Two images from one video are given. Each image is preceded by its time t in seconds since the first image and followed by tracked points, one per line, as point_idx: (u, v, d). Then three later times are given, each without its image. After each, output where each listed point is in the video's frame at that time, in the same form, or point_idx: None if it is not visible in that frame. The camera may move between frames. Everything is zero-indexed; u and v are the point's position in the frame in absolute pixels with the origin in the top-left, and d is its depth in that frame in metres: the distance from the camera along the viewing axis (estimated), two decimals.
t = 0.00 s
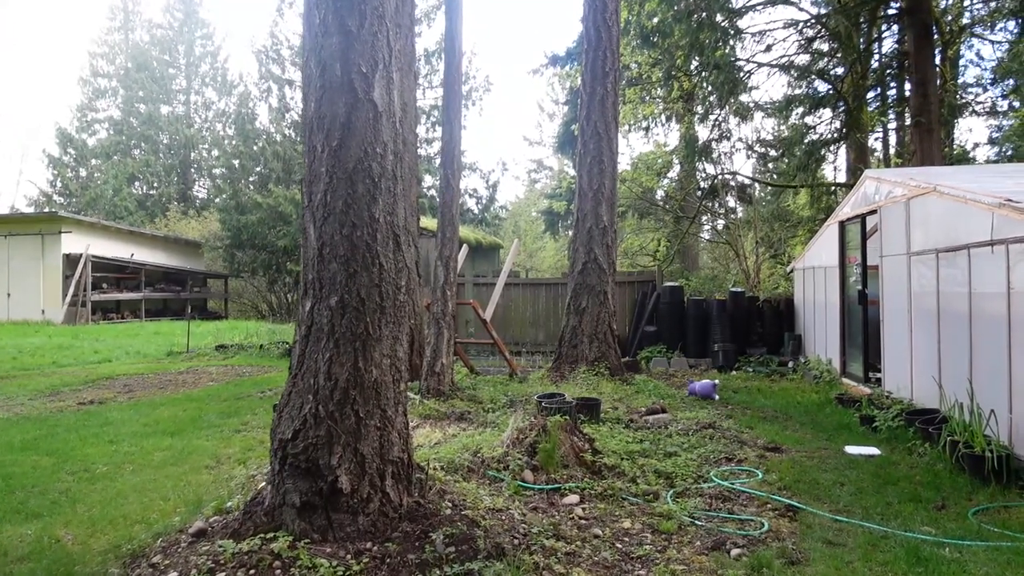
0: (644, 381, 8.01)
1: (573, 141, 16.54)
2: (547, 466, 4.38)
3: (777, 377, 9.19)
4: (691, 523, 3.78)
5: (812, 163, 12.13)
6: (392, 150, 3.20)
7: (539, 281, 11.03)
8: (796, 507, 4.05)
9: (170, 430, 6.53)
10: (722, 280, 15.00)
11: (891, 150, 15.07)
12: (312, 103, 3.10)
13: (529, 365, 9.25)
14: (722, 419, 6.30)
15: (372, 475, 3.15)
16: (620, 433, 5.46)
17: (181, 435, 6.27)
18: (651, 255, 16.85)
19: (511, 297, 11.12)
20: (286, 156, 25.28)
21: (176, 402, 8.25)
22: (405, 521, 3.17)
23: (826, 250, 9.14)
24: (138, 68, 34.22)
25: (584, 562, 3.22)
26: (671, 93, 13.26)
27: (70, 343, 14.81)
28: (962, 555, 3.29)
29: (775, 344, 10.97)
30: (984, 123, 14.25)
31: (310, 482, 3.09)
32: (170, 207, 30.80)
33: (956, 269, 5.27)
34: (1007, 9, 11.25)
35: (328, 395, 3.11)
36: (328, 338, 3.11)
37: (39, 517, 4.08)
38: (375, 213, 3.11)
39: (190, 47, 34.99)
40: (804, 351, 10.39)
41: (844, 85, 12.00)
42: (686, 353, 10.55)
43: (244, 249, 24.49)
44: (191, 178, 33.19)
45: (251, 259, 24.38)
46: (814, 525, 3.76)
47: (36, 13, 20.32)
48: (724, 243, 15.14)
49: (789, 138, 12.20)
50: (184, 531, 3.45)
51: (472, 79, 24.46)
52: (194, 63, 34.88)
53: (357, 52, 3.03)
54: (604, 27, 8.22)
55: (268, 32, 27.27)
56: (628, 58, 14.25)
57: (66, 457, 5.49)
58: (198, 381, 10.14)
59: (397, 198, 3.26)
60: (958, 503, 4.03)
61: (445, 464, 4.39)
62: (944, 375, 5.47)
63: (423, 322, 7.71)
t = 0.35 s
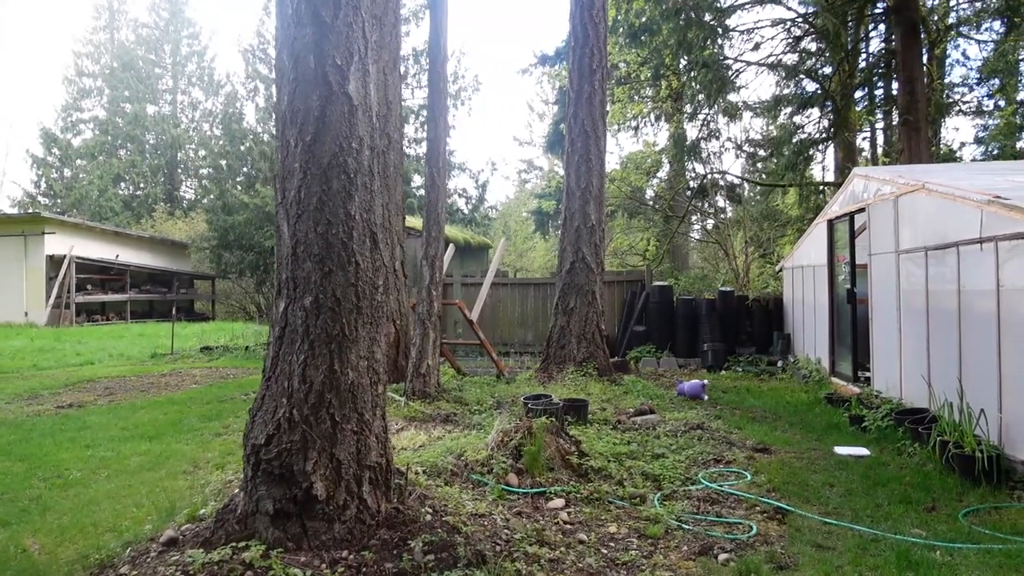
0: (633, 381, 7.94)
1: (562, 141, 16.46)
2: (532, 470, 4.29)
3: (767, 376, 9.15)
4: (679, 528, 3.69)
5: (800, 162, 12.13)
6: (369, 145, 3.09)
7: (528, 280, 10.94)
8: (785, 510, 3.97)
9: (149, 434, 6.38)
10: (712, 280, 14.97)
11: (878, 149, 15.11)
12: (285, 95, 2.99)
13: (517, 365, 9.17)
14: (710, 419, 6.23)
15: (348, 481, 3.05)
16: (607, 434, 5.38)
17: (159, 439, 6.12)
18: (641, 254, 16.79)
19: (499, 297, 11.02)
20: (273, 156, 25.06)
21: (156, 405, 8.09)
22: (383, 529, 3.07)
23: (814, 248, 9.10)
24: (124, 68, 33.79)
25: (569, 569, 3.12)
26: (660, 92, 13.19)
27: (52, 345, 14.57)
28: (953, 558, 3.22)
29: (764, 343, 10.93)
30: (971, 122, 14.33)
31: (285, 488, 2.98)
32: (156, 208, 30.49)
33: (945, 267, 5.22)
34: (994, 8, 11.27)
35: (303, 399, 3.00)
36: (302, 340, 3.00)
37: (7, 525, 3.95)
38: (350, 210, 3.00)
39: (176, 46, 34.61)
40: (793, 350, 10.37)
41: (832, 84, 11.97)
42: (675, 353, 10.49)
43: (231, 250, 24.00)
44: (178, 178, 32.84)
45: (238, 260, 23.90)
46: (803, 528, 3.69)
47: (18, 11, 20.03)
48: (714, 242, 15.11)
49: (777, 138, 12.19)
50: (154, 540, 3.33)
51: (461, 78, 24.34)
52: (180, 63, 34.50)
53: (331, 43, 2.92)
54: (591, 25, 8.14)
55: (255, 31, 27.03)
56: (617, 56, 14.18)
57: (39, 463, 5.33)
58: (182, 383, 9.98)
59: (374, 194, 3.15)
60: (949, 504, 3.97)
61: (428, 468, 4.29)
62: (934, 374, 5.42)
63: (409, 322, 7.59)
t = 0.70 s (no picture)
0: (622, 382, 7.84)
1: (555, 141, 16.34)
2: (512, 476, 4.18)
3: (759, 377, 9.06)
4: (661, 536, 3.58)
5: (794, 161, 12.02)
6: (335, 141, 2.97)
7: (519, 281, 10.83)
8: (770, 516, 3.87)
9: (127, 439, 6.25)
10: (705, 280, 14.89)
11: (872, 148, 15.04)
12: (247, 90, 2.86)
13: (506, 367, 9.06)
14: (699, 422, 6.13)
15: (314, 491, 2.94)
16: (593, 438, 5.27)
17: (137, 445, 6.00)
18: (634, 254, 16.66)
19: (489, 298, 10.90)
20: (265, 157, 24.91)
21: (138, 409, 7.96)
22: (350, 540, 2.96)
23: (806, 247, 9.00)
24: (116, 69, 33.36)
25: None
26: (653, 91, 13.05)
27: (38, 348, 14.40)
28: (941, 567, 3.12)
29: (756, 344, 10.83)
30: (964, 122, 14.32)
31: (247, 498, 2.87)
32: (149, 209, 30.30)
33: (936, 266, 5.12)
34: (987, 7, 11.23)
35: (266, 406, 2.88)
36: (265, 344, 2.88)
37: None
38: (315, 209, 2.88)
39: (168, 47, 34.33)
40: (786, 351, 10.28)
41: (824, 83, 11.88)
42: (667, 354, 10.38)
43: (222, 252, 24.72)
44: (171, 180, 32.44)
45: (231, 261, 24.65)
46: (788, 535, 3.58)
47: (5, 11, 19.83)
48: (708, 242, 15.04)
49: (771, 137, 12.02)
50: (115, 552, 3.21)
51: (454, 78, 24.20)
52: (173, 64, 34.21)
53: (293, 35, 2.80)
54: (578, 22, 8.04)
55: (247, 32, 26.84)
56: (610, 55, 14.02)
57: (11, 470, 5.20)
58: (167, 386, 9.84)
59: (341, 192, 3.03)
60: (938, 509, 3.87)
61: (405, 474, 4.17)
62: (925, 374, 5.32)
63: (394, 324, 7.47)
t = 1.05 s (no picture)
0: (613, 384, 7.74)
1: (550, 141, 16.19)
2: (494, 480, 4.09)
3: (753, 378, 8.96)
4: (643, 543, 3.48)
5: (789, 161, 11.97)
6: (303, 137, 2.88)
7: (511, 281, 10.73)
8: (757, 522, 3.78)
9: (108, 441, 6.15)
10: (701, 281, 14.80)
11: (870, 149, 14.96)
12: (211, 83, 2.77)
13: (497, 368, 8.96)
14: (688, 424, 6.03)
15: (281, 498, 2.84)
16: (579, 441, 5.18)
17: (117, 447, 5.90)
18: (630, 255, 16.57)
19: (482, 298, 10.80)
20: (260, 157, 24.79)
21: (124, 410, 7.85)
22: (319, 548, 2.86)
23: (800, 248, 8.91)
24: (112, 68, 33.10)
25: None
26: (649, 91, 12.94)
27: (29, 348, 14.28)
28: None
29: (750, 345, 10.73)
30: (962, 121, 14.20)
31: (211, 505, 2.77)
32: (145, 209, 30.16)
33: (928, 266, 5.04)
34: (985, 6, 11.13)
35: (231, 409, 2.79)
36: (230, 346, 2.79)
37: None
38: (281, 206, 2.78)
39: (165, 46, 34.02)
40: (780, 352, 10.18)
41: (821, 83, 11.73)
42: (661, 355, 10.29)
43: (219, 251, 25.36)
44: (167, 179, 32.46)
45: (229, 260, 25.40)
46: (774, 543, 3.49)
47: None
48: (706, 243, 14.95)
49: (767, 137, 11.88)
50: (78, 560, 3.10)
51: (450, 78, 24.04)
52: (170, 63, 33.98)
53: (258, 27, 2.71)
54: (570, 20, 7.95)
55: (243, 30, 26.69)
56: (605, 54, 13.90)
57: None
58: (156, 387, 9.74)
59: (310, 190, 2.94)
60: (929, 515, 3.78)
61: (383, 479, 4.07)
62: (917, 377, 5.23)
63: (382, 325, 7.36)
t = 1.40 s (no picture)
0: (610, 385, 7.65)
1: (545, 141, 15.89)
2: (485, 484, 4.00)
3: (752, 380, 8.88)
4: (637, 549, 3.39)
5: (790, 163, 11.89)
6: (286, 131, 2.80)
7: (509, 282, 10.64)
8: (753, 528, 3.69)
9: (98, 442, 6.06)
10: (701, 282, 14.71)
11: (871, 151, 14.86)
12: (191, 75, 2.69)
13: (494, 369, 8.87)
14: (686, 427, 5.94)
15: (262, 502, 2.75)
16: (574, 444, 5.09)
17: (107, 448, 5.81)
18: (630, 256, 16.47)
19: (479, 298, 10.72)
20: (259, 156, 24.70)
21: (116, 410, 7.77)
22: (301, 555, 2.77)
23: (800, 249, 8.83)
24: (111, 66, 32.93)
25: None
26: (648, 90, 12.84)
27: (25, 347, 14.18)
28: None
29: (749, 347, 10.64)
30: (963, 123, 14.12)
31: (190, 510, 2.68)
32: (144, 208, 30.08)
33: (929, 267, 4.96)
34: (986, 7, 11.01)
35: (211, 411, 2.70)
36: (210, 346, 2.70)
37: None
38: (263, 202, 2.70)
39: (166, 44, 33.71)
40: (779, 354, 10.09)
41: (822, 83, 11.67)
42: (659, 356, 10.19)
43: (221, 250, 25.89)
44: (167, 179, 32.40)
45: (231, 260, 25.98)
46: (770, 549, 3.41)
47: None
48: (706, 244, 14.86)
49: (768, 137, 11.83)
50: (55, 565, 3.02)
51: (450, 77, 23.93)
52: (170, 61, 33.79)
53: (240, 19, 2.64)
54: (568, 17, 7.87)
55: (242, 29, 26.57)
56: (605, 54, 13.81)
57: None
58: (150, 387, 9.66)
59: (294, 186, 2.86)
60: (930, 522, 3.69)
61: (373, 482, 3.98)
62: (918, 379, 5.14)
63: (377, 325, 7.27)
